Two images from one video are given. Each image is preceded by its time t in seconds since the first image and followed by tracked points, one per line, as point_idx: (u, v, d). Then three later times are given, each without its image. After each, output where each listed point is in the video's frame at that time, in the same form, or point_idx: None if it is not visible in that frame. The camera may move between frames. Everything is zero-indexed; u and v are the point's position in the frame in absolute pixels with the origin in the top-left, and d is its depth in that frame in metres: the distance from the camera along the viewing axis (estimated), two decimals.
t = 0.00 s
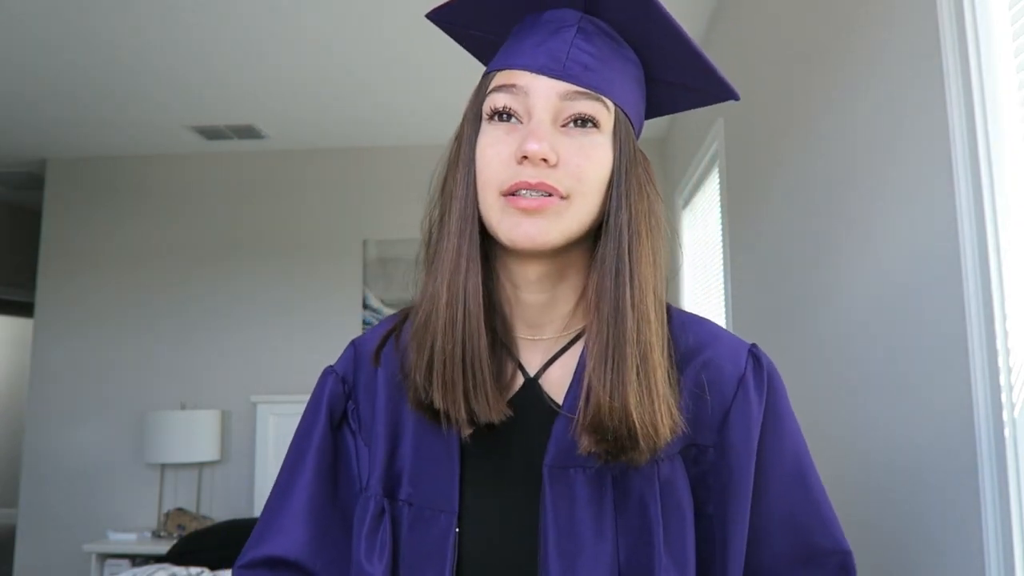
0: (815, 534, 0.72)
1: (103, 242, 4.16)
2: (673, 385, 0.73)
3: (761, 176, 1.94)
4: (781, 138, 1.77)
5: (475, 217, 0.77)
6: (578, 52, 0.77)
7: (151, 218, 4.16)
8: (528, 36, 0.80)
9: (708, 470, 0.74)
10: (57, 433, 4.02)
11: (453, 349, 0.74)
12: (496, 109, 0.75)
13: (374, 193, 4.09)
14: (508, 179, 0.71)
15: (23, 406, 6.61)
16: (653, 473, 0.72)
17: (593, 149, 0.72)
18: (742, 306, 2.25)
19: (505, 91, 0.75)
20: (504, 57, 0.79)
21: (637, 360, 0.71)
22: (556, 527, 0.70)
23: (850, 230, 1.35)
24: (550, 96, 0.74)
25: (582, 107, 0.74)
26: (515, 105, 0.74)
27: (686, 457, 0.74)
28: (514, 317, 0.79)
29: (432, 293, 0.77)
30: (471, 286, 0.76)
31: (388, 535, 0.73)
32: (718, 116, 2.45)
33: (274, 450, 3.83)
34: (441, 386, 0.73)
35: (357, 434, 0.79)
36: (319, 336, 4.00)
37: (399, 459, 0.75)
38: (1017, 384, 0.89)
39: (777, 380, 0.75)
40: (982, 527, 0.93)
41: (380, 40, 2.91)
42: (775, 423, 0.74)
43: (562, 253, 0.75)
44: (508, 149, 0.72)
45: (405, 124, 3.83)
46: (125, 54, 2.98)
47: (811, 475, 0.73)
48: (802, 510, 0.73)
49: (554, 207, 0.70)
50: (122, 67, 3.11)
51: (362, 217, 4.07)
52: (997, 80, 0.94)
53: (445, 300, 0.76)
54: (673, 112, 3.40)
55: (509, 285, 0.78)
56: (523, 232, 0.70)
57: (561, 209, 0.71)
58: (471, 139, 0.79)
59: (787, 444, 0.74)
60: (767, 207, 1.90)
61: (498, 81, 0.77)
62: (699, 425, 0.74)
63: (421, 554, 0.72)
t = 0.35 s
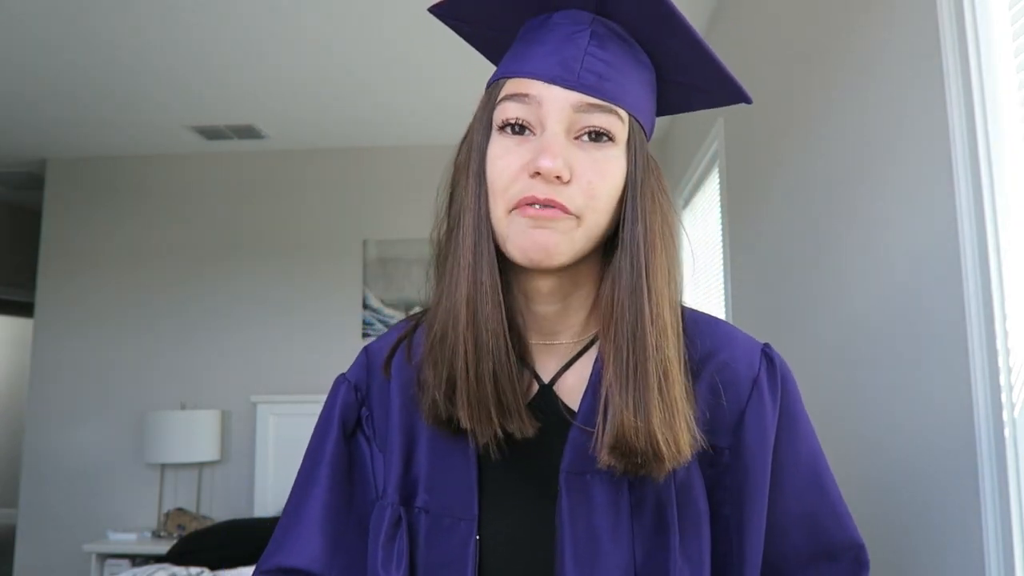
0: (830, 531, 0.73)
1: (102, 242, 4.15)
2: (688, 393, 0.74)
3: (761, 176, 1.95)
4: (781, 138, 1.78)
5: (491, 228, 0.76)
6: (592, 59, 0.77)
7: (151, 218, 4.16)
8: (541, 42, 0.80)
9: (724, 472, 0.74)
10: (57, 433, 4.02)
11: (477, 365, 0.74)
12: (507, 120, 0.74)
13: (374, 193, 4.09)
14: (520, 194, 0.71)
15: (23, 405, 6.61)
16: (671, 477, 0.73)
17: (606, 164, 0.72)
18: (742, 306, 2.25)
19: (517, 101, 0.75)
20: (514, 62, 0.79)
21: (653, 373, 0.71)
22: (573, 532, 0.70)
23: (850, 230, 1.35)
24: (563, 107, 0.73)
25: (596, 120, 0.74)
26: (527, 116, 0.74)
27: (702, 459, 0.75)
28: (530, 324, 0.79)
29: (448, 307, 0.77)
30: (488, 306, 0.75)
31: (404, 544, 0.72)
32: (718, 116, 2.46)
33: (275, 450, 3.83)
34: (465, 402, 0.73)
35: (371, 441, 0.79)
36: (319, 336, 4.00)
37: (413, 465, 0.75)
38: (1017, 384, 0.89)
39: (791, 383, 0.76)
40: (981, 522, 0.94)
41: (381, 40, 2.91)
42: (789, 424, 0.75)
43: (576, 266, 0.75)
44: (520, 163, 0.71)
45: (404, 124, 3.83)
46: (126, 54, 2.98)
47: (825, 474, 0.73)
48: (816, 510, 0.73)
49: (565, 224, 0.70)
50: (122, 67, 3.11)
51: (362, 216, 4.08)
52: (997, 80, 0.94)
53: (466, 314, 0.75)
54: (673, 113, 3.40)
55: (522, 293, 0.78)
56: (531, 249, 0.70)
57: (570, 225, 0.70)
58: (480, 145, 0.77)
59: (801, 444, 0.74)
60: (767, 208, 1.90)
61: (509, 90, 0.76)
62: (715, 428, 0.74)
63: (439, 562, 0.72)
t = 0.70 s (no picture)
0: (834, 536, 0.73)
1: (102, 242, 4.15)
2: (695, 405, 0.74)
3: (761, 176, 1.95)
4: (781, 138, 1.78)
5: (493, 237, 0.75)
6: (603, 66, 0.77)
7: (151, 218, 4.16)
8: (550, 45, 0.79)
9: (728, 480, 0.74)
10: (57, 433, 4.02)
11: (473, 377, 0.74)
12: (514, 127, 0.74)
13: (374, 193, 4.09)
14: (528, 205, 0.71)
15: (22, 405, 6.61)
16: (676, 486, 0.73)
17: (615, 174, 0.72)
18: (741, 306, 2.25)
19: (524, 106, 0.75)
20: (520, 65, 0.78)
21: (664, 390, 0.71)
22: (579, 542, 0.70)
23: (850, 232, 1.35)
24: (572, 115, 0.73)
25: (607, 129, 0.74)
26: (534, 123, 0.74)
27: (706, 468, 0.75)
28: (534, 334, 0.80)
29: (450, 316, 0.76)
30: (485, 317, 0.74)
31: (404, 554, 0.72)
32: (718, 116, 2.46)
33: (275, 451, 3.83)
34: (464, 414, 0.73)
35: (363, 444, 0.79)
36: (319, 336, 4.00)
37: (411, 472, 0.75)
38: (1017, 384, 0.89)
39: (797, 390, 0.76)
40: (981, 520, 0.94)
41: (381, 40, 2.91)
42: (794, 431, 0.75)
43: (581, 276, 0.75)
44: (527, 173, 0.71)
45: (404, 124, 3.83)
46: (126, 54, 2.98)
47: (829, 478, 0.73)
48: (820, 514, 0.73)
49: (572, 236, 0.71)
50: (122, 67, 3.11)
51: (362, 216, 4.08)
52: (997, 80, 0.94)
53: (466, 326, 0.75)
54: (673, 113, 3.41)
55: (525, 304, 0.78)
56: (538, 262, 0.71)
57: (578, 238, 0.71)
58: (485, 149, 0.77)
59: (804, 448, 0.74)
60: (767, 207, 1.90)
61: (517, 95, 0.76)
62: (721, 438, 0.74)
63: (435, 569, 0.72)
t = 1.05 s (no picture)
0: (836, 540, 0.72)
1: (102, 242, 4.15)
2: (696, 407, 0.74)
3: (761, 176, 1.95)
4: (781, 138, 1.78)
5: (496, 237, 0.75)
6: (603, 64, 0.77)
7: (151, 218, 4.16)
8: (549, 44, 0.79)
9: (729, 482, 0.74)
10: (57, 433, 4.02)
11: (474, 377, 0.74)
12: (514, 126, 0.74)
13: (374, 193, 4.09)
14: (530, 205, 0.71)
15: (23, 404, 6.61)
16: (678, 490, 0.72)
17: (617, 172, 0.72)
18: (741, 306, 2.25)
19: (524, 106, 0.75)
20: (521, 63, 0.79)
21: (663, 390, 0.70)
22: (579, 542, 0.70)
23: (849, 231, 1.35)
24: (573, 114, 0.73)
25: (607, 128, 0.74)
26: (535, 122, 0.74)
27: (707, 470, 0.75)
28: (536, 336, 0.80)
29: (450, 318, 0.76)
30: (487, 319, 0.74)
31: (422, 555, 0.73)
32: (718, 116, 2.46)
33: (275, 451, 3.83)
34: (465, 416, 0.73)
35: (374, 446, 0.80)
36: (319, 336, 4.00)
37: (421, 472, 0.77)
38: (1017, 384, 0.89)
39: (802, 390, 0.75)
40: (981, 521, 0.94)
41: (382, 40, 2.91)
42: (796, 433, 0.74)
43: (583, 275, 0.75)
44: (528, 172, 0.72)
45: (404, 124, 3.83)
46: (126, 54, 2.98)
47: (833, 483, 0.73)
48: (821, 518, 0.73)
49: (575, 235, 0.71)
50: (123, 67, 3.11)
51: (362, 216, 4.08)
52: (997, 81, 0.94)
53: (467, 327, 0.75)
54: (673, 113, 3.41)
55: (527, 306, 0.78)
56: (541, 262, 0.71)
57: (580, 238, 0.71)
58: (487, 149, 0.77)
59: (806, 451, 0.74)
60: (767, 208, 1.90)
61: (517, 94, 0.76)
62: (722, 440, 0.74)
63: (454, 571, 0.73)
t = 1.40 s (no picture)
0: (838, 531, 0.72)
1: (102, 241, 4.15)
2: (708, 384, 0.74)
3: (761, 176, 1.95)
4: (781, 138, 1.78)
5: (512, 229, 0.76)
6: (607, 55, 0.77)
7: (151, 218, 4.16)
8: (555, 41, 0.80)
9: (736, 466, 0.74)
10: (57, 433, 4.02)
11: (489, 355, 0.74)
12: (526, 118, 0.75)
13: (374, 193, 4.09)
14: (541, 190, 0.72)
15: (23, 404, 6.61)
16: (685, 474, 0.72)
17: (625, 155, 0.73)
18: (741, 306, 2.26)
19: (534, 99, 0.76)
20: (530, 64, 0.79)
21: (669, 360, 0.71)
22: (591, 524, 0.70)
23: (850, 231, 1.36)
24: (581, 103, 0.74)
25: (613, 112, 0.74)
26: (545, 113, 0.75)
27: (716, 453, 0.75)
28: (553, 322, 0.80)
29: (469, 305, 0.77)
30: (503, 301, 0.75)
31: (452, 532, 0.74)
32: (718, 117, 2.47)
33: (275, 450, 3.83)
34: (478, 394, 0.73)
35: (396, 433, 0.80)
36: (319, 336, 4.00)
37: (444, 454, 0.77)
38: (1017, 384, 0.89)
39: (811, 377, 0.75)
40: (981, 521, 0.94)
41: (381, 40, 2.91)
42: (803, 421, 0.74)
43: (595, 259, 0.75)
44: (539, 158, 0.72)
45: (404, 124, 3.83)
46: (126, 54, 2.98)
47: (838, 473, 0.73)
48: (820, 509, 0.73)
49: (588, 216, 0.71)
50: (123, 67, 3.11)
51: (362, 216, 4.08)
52: (997, 81, 0.95)
53: (481, 312, 0.76)
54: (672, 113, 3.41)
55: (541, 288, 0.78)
56: (558, 246, 0.71)
57: (593, 219, 0.71)
58: (503, 145, 0.78)
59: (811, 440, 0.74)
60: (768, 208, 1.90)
61: (527, 90, 0.77)
62: (732, 421, 0.74)
63: (478, 548, 0.73)
